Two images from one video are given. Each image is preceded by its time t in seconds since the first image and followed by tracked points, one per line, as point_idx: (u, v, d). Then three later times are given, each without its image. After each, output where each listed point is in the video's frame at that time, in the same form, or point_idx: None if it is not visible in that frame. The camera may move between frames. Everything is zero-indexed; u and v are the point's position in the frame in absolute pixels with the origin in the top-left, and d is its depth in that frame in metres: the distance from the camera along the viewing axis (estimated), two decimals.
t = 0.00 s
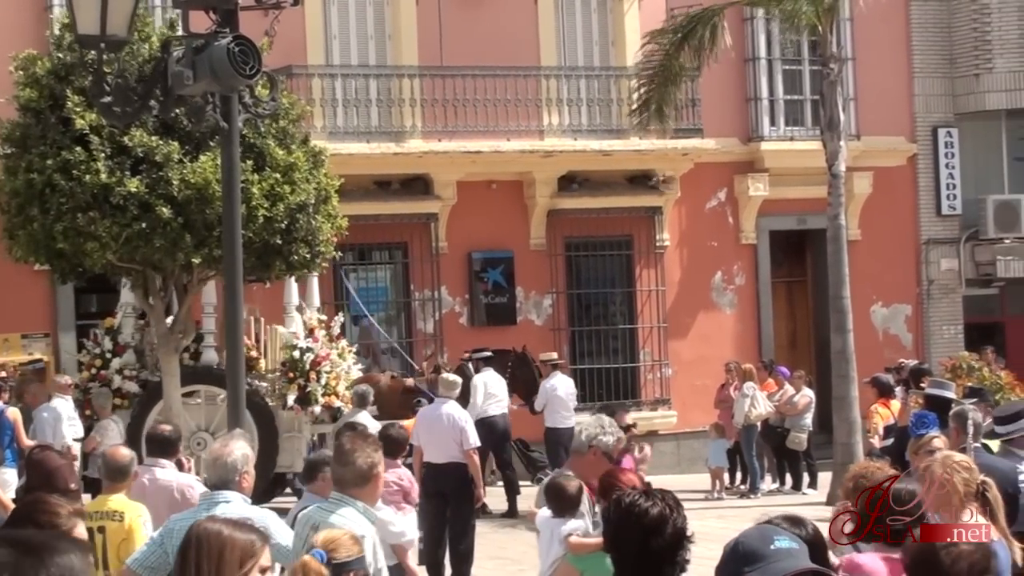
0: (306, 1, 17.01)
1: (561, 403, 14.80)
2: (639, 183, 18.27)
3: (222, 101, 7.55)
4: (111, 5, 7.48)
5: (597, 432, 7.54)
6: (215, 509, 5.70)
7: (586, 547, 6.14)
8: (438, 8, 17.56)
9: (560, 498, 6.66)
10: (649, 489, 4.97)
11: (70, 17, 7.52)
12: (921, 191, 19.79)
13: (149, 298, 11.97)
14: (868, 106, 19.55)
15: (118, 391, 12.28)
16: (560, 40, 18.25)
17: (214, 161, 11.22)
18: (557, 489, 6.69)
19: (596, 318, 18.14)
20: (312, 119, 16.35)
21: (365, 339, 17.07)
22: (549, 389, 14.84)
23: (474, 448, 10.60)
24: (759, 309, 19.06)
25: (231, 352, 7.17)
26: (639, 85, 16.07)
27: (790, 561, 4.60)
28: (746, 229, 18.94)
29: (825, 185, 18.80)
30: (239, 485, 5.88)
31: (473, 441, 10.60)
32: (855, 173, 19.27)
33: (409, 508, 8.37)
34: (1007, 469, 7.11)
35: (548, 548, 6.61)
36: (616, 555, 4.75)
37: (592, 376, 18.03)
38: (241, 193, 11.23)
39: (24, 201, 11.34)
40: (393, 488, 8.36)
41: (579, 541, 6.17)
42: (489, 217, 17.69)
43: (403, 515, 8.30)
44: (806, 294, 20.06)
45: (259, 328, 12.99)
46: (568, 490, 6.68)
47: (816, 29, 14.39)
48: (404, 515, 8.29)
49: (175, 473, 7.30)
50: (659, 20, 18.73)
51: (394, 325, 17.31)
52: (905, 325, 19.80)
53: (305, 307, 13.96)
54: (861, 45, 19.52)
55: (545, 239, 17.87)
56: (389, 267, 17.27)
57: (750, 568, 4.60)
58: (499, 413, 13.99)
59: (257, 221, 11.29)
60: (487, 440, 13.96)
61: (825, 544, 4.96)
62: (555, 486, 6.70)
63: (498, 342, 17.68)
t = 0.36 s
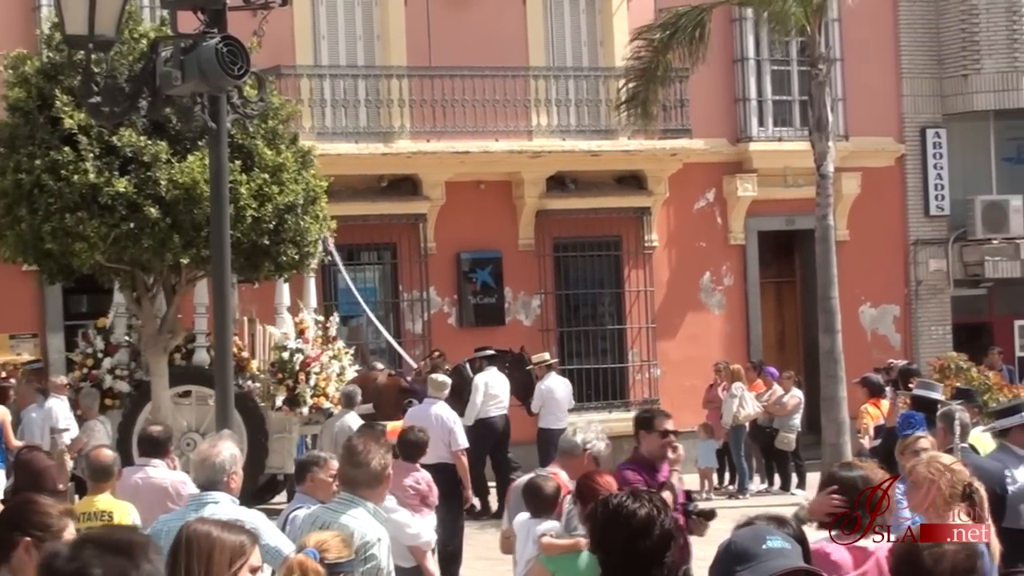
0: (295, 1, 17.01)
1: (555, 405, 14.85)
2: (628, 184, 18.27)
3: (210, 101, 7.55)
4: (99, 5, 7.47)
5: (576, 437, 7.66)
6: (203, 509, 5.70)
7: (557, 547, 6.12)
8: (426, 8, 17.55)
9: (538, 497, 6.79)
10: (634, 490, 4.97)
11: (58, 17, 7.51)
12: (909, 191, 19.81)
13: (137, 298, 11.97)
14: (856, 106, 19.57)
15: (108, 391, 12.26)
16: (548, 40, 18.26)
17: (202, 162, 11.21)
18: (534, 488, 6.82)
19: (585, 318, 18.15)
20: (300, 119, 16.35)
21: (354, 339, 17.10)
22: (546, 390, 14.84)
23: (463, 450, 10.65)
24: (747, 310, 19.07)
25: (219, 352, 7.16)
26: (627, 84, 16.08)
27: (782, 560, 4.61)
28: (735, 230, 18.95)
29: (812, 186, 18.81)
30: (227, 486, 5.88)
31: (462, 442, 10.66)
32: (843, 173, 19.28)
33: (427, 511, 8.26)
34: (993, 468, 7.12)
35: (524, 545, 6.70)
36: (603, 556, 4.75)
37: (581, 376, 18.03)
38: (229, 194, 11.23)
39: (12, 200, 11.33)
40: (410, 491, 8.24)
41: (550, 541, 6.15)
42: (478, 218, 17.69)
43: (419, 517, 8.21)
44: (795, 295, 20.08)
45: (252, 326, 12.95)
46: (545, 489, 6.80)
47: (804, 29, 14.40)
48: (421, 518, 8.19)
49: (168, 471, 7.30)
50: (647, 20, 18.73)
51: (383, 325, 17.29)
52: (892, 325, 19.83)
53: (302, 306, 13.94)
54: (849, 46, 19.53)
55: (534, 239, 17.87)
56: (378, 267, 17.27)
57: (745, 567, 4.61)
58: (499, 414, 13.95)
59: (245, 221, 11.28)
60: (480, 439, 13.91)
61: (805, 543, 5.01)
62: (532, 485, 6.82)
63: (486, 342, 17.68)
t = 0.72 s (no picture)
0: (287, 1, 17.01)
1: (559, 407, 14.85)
2: (620, 185, 18.27)
3: (202, 101, 7.54)
4: (91, 4, 7.46)
5: (548, 439, 7.49)
6: (195, 509, 5.68)
7: (547, 545, 6.16)
8: (419, 9, 17.54)
9: (528, 496, 6.75)
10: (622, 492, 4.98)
11: (50, 17, 7.51)
12: (901, 193, 19.83)
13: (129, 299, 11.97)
14: (848, 107, 19.59)
15: (104, 392, 12.25)
16: (540, 42, 18.26)
17: (195, 162, 11.21)
18: (525, 489, 6.78)
19: (577, 319, 18.15)
20: (293, 120, 16.34)
21: (347, 340, 17.00)
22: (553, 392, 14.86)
23: (455, 450, 10.66)
24: (739, 311, 19.08)
25: (210, 354, 7.16)
26: (622, 88, 16.08)
27: (783, 560, 4.63)
28: (727, 231, 18.95)
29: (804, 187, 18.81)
30: (219, 486, 5.89)
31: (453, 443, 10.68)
32: (835, 175, 19.30)
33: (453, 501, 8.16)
34: (985, 469, 7.21)
35: (518, 544, 6.65)
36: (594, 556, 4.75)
37: (573, 377, 18.04)
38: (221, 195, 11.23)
39: (4, 201, 11.32)
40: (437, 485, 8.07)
41: (539, 540, 6.20)
42: (470, 219, 17.70)
43: (438, 514, 7.53)
44: (786, 296, 20.09)
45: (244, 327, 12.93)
46: (536, 489, 6.77)
47: (797, 31, 14.40)
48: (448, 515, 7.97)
49: (155, 466, 7.43)
50: (640, 21, 18.72)
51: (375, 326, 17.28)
52: (885, 327, 19.85)
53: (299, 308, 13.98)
54: (841, 47, 19.54)
55: (526, 240, 17.87)
56: (369, 268, 17.29)
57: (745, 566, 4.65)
58: (495, 415, 13.94)
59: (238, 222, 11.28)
60: (478, 440, 13.89)
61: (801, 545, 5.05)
62: (523, 485, 6.79)
63: (479, 343, 17.68)
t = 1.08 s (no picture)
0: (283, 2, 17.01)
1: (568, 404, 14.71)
2: (617, 185, 18.26)
3: (198, 101, 7.54)
4: (87, 4, 7.46)
5: (505, 439, 7.24)
6: (191, 510, 5.68)
7: (553, 543, 6.29)
8: (415, 10, 17.55)
9: (540, 492, 6.69)
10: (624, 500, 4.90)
11: (46, 17, 7.50)
12: (897, 193, 19.83)
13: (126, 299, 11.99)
14: (845, 108, 19.60)
15: (109, 393, 12.24)
16: (536, 42, 18.25)
17: (191, 162, 11.20)
18: (540, 486, 6.71)
19: (573, 319, 18.15)
20: (290, 121, 16.35)
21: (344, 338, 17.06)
22: (563, 389, 14.73)
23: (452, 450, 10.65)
24: (736, 311, 19.07)
25: (207, 354, 7.16)
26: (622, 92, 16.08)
27: (787, 559, 4.61)
28: (723, 231, 18.93)
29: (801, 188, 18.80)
30: (215, 486, 5.88)
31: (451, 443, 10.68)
32: (832, 175, 19.29)
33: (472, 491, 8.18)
34: (983, 470, 7.28)
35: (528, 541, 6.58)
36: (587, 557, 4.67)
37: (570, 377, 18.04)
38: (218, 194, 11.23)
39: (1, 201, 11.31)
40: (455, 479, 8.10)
41: (546, 538, 6.32)
42: (466, 219, 17.70)
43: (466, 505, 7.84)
44: (783, 296, 20.10)
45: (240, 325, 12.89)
46: (549, 486, 6.71)
47: (793, 31, 14.39)
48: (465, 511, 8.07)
49: (158, 467, 7.41)
50: (637, 21, 18.65)
51: (372, 326, 17.26)
52: (881, 327, 19.87)
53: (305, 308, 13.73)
54: (837, 48, 19.55)
55: (522, 240, 17.87)
56: (367, 268, 17.27)
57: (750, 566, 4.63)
58: (495, 416, 13.93)
59: (234, 222, 11.28)
60: (477, 439, 13.88)
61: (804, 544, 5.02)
62: (538, 483, 6.72)
63: (476, 344, 17.68)
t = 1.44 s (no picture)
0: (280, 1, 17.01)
1: (571, 404, 14.58)
2: (613, 185, 18.26)
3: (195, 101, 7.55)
4: (84, 4, 7.46)
5: (477, 438, 7.05)
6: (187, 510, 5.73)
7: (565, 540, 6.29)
8: (412, 9, 17.55)
9: (557, 491, 6.67)
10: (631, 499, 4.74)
11: (43, 16, 7.51)
12: (894, 194, 19.84)
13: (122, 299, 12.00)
14: (841, 107, 19.61)
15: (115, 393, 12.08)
16: (533, 41, 18.25)
17: (188, 162, 11.20)
18: (557, 485, 6.69)
19: (569, 319, 18.16)
20: (287, 120, 16.37)
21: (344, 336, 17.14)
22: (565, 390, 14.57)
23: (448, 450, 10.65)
24: (732, 311, 19.08)
25: (203, 354, 7.17)
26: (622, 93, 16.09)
27: (790, 560, 4.62)
28: (720, 231, 18.94)
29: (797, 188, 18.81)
30: (213, 487, 5.91)
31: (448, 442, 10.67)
32: (829, 175, 19.31)
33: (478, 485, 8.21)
34: (981, 469, 7.29)
35: (540, 540, 6.57)
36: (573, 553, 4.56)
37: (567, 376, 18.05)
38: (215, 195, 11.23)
39: None
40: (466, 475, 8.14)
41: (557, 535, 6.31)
42: (463, 218, 17.70)
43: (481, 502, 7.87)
44: (780, 296, 20.10)
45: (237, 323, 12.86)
46: (566, 485, 6.69)
47: (789, 31, 14.39)
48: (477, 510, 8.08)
49: (166, 463, 7.44)
50: (633, 21, 18.62)
51: (368, 326, 17.28)
52: (878, 327, 19.89)
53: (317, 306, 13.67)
54: (834, 47, 19.56)
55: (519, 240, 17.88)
56: (362, 268, 17.28)
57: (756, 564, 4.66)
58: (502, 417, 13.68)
59: (231, 222, 11.30)
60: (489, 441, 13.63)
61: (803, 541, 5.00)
62: (555, 482, 6.71)
63: (472, 344, 17.69)
